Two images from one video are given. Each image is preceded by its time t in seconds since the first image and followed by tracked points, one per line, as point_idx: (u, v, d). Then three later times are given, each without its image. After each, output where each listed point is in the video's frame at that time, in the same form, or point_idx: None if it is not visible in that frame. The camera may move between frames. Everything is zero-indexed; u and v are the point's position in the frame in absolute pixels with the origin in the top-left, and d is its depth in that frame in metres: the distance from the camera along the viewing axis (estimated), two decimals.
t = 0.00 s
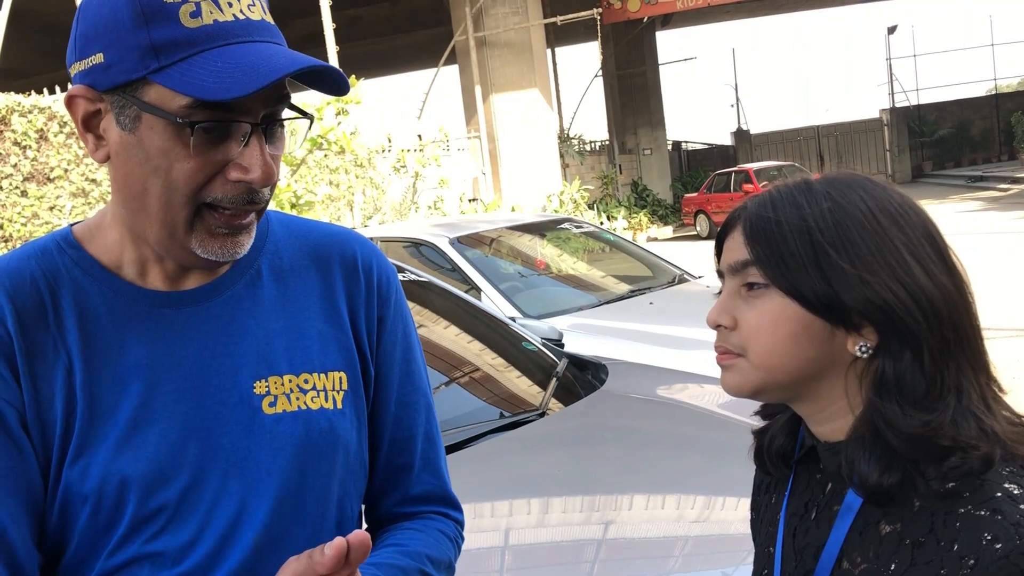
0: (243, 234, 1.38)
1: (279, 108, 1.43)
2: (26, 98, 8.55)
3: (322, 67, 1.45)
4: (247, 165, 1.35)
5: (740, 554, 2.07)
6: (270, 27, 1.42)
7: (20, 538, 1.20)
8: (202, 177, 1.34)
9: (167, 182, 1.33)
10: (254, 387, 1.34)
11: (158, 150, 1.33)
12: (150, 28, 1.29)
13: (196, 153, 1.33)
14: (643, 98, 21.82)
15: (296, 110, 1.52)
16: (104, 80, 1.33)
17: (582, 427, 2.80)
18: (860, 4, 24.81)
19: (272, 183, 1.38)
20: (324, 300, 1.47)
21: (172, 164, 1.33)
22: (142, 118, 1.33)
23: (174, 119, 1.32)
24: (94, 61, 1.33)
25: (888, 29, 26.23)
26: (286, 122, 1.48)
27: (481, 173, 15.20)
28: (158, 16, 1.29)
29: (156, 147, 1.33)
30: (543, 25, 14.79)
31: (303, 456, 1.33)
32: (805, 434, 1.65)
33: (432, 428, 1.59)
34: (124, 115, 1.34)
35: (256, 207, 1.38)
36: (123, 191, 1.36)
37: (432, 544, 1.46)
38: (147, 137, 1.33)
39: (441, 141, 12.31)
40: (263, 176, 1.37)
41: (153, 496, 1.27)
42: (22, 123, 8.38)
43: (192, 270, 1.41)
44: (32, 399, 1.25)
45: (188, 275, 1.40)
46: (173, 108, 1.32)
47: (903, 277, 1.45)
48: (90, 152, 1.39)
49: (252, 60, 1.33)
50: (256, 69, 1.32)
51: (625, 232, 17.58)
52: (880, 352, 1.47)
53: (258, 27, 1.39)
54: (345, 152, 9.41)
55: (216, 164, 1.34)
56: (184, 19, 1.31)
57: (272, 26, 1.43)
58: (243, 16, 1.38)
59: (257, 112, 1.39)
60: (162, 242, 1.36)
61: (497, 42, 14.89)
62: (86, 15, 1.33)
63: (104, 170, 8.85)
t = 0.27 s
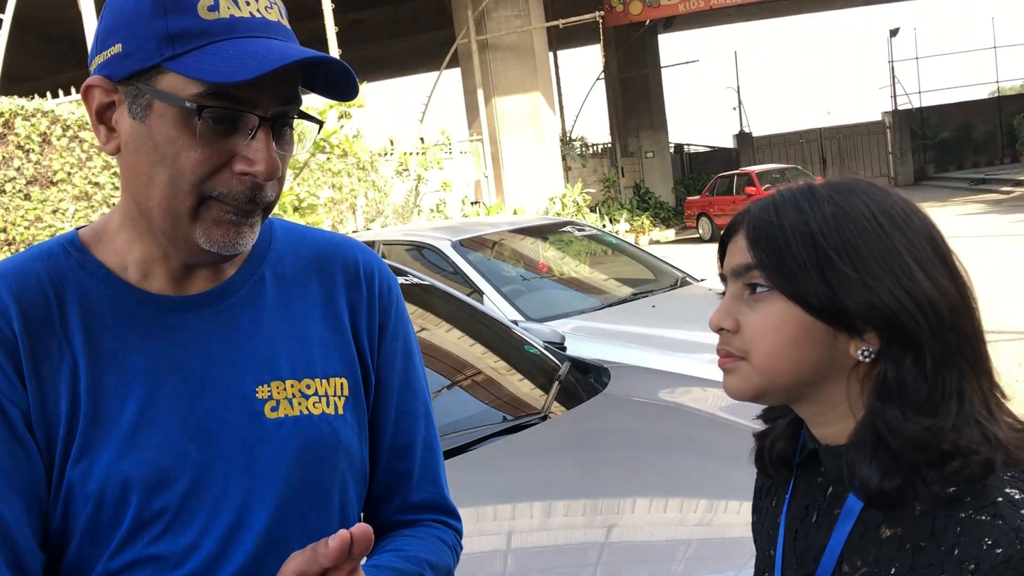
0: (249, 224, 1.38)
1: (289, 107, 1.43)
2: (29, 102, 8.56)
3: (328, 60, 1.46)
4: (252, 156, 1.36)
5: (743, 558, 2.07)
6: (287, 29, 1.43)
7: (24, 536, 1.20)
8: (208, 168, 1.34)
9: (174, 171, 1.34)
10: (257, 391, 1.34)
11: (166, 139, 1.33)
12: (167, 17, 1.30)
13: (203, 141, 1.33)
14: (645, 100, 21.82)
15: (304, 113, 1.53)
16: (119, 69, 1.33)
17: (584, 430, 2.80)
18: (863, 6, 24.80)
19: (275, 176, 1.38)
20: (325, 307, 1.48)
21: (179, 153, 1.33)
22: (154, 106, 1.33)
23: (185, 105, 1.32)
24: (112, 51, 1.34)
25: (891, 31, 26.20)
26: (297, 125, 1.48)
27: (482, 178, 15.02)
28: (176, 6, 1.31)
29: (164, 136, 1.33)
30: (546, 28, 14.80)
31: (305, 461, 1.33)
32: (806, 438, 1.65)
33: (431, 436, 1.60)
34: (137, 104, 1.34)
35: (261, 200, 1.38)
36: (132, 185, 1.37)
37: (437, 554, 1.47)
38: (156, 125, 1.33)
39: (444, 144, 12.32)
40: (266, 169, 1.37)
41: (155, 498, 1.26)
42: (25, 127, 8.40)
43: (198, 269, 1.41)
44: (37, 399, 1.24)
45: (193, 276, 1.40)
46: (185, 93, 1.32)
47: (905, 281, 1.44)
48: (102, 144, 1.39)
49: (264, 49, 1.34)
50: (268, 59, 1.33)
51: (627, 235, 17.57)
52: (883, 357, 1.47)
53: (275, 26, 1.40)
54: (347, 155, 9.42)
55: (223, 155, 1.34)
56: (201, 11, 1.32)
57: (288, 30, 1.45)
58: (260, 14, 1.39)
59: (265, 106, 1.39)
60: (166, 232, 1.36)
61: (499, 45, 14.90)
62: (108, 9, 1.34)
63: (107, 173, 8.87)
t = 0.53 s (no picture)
0: (258, 232, 1.37)
1: (301, 114, 1.43)
2: (32, 105, 8.57)
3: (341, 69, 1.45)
4: (263, 161, 1.35)
5: (746, 562, 2.06)
6: (300, 38, 1.43)
7: (27, 536, 1.17)
8: (220, 171, 1.33)
9: (187, 176, 1.33)
10: (262, 393, 1.32)
11: (179, 142, 1.32)
12: (183, 23, 1.30)
13: (216, 145, 1.32)
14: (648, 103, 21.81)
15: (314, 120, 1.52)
16: (134, 73, 1.33)
17: (586, 433, 2.78)
18: (866, 9, 24.78)
19: (285, 181, 1.37)
20: (332, 310, 1.47)
21: (192, 158, 1.32)
22: (167, 110, 1.32)
23: (197, 109, 1.31)
24: (127, 56, 1.33)
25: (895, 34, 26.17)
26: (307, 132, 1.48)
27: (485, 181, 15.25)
28: (192, 13, 1.31)
29: (175, 139, 1.32)
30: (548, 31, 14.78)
31: (309, 464, 1.32)
32: (809, 441, 1.63)
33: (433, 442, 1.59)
34: (152, 107, 1.33)
35: (271, 206, 1.37)
36: (143, 186, 1.36)
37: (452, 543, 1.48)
38: (170, 129, 1.32)
39: (446, 147, 12.31)
40: (277, 174, 1.36)
41: (159, 498, 1.24)
42: (28, 130, 8.41)
43: (206, 272, 1.39)
44: (43, 397, 1.22)
45: (202, 279, 1.39)
46: (199, 97, 1.31)
47: (908, 284, 1.43)
48: (117, 147, 1.38)
49: (278, 56, 1.33)
50: (282, 65, 1.32)
51: (630, 237, 17.55)
52: (886, 360, 1.46)
53: (289, 34, 1.40)
54: (350, 157, 9.41)
55: (234, 159, 1.33)
56: (217, 17, 1.32)
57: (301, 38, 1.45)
58: (274, 22, 1.39)
59: (277, 111, 1.38)
60: (178, 234, 1.35)
61: (502, 47, 14.89)
62: (124, 16, 1.34)
63: (109, 176, 8.87)
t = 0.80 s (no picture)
0: (277, 239, 1.36)
1: (319, 131, 1.43)
2: (35, 106, 8.58)
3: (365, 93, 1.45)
4: (283, 179, 1.34)
5: (747, 564, 2.06)
6: (321, 54, 1.43)
7: (38, 532, 1.17)
8: (238, 186, 1.32)
9: (204, 189, 1.32)
10: (270, 401, 1.32)
11: (197, 156, 1.31)
12: (207, 40, 1.29)
13: (236, 163, 1.31)
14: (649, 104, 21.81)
15: (333, 136, 1.51)
16: (155, 85, 1.32)
17: (588, 436, 2.78)
18: (868, 10, 24.77)
19: (305, 200, 1.37)
20: (341, 319, 1.47)
21: (210, 171, 1.31)
22: (187, 125, 1.31)
23: (218, 127, 1.31)
24: (148, 67, 1.32)
25: (897, 35, 26.14)
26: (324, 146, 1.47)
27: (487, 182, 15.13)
28: (216, 29, 1.30)
29: (195, 152, 1.31)
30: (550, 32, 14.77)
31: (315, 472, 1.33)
32: (810, 446, 1.63)
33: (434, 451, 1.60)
34: (171, 121, 1.32)
35: (288, 222, 1.36)
36: (159, 195, 1.35)
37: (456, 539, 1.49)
38: (189, 143, 1.31)
39: (448, 148, 12.31)
40: (296, 193, 1.35)
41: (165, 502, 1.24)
42: (30, 131, 8.42)
43: (218, 280, 1.38)
44: (54, 397, 1.22)
45: (213, 285, 1.38)
46: (220, 116, 1.31)
47: (908, 288, 1.43)
48: (133, 156, 1.37)
49: (301, 77, 1.33)
50: (306, 87, 1.32)
51: (632, 239, 17.54)
52: (885, 365, 1.45)
53: (310, 52, 1.40)
54: (352, 159, 9.42)
55: (254, 175, 1.32)
56: (241, 34, 1.32)
57: (322, 54, 1.44)
58: (296, 39, 1.39)
59: (297, 130, 1.38)
60: (193, 245, 1.33)
61: (504, 49, 14.89)
62: (147, 24, 1.32)
63: (111, 177, 8.88)
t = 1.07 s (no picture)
0: (286, 240, 1.36)
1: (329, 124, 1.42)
2: (36, 104, 8.57)
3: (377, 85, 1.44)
4: (297, 174, 1.34)
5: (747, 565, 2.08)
6: (328, 46, 1.42)
7: (53, 528, 1.17)
8: (253, 183, 1.32)
9: (219, 188, 1.32)
10: (278, 400, 1.32)
11: (211, 156, 1.31)
12: (215, 37, 1.29)
13: (251, 162, 1.31)
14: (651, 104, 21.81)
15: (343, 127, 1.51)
16: (163, 84, 1.31)
17: (589, 435, 2.78)
18: (870, 10, 24.75)
19: (320, 196, 1.36)
20: (347, 317, 1.47)
21: (224, 170, 1.31)
22: (199, 123, 1.31)
23: (231, 124, 1.31)
24: (156, 64, 1.32)
25: (899, 35, 26.12)
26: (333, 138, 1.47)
27: (488, 182, 15.09)
28: (224, 25, 1.29)
29: (208, 151, 1.31)
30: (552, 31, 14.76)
31: (322, 471, 1.33)
32: (809, 446, 1.62)
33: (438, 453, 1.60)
34: (182, 120, 1.32)
35: (301, 218, 1.36)
36: (170, 193, 1.35)
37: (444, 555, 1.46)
38: (202, 143, 1.32)
39: (450, 147, 12.31)
40: (310, 188, 1.35)
41: (172, 500, 1.24)
42: (31, 129, 8.42)
43: (229, 276, 1.38)
44: (64, 395, 1.21)
45: (223, 281, 1.37)
46: (230, 112, 1.31)
47: (907, 285, 1.42)
48: (143, 155, 1.37)
49: (312, 72, 1.33)
50: (315, 81, 1.32)
51: (633, 239, 17.54)
52: (884, 362, 1.45)
53: (318, 44, 1.39)
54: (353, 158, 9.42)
55: (267, 171, 1.32)
56: (249, 29, 1.31)
57: (328, 44, 1.44)
58: (304, 32, 1.38)
59: (308, 124, 1.38)
60: (207, 246, 1.34)
61: (506, 48, 14.88)
62: (152, 20, 1.32)
63: (113, 176, 8.88)
